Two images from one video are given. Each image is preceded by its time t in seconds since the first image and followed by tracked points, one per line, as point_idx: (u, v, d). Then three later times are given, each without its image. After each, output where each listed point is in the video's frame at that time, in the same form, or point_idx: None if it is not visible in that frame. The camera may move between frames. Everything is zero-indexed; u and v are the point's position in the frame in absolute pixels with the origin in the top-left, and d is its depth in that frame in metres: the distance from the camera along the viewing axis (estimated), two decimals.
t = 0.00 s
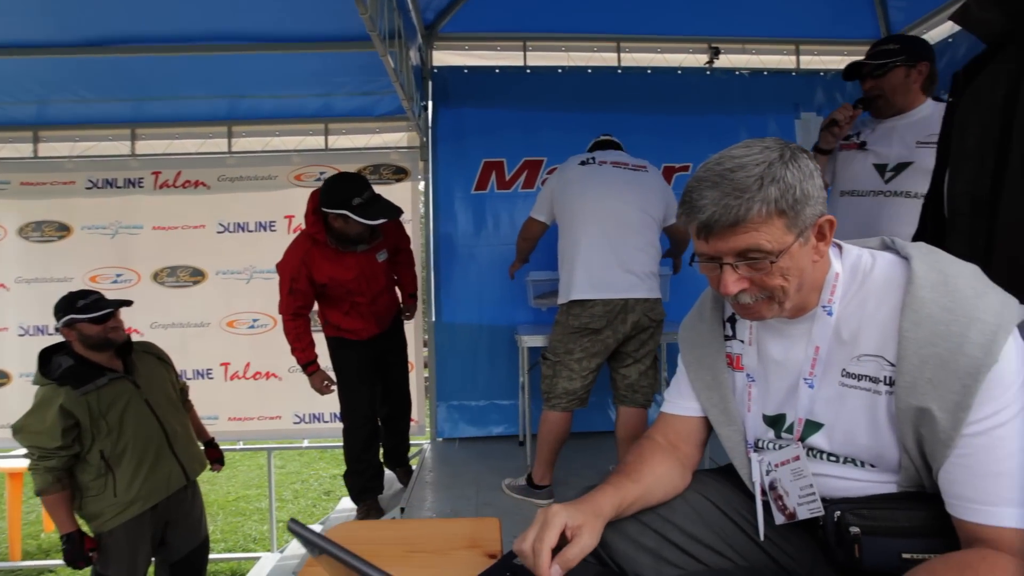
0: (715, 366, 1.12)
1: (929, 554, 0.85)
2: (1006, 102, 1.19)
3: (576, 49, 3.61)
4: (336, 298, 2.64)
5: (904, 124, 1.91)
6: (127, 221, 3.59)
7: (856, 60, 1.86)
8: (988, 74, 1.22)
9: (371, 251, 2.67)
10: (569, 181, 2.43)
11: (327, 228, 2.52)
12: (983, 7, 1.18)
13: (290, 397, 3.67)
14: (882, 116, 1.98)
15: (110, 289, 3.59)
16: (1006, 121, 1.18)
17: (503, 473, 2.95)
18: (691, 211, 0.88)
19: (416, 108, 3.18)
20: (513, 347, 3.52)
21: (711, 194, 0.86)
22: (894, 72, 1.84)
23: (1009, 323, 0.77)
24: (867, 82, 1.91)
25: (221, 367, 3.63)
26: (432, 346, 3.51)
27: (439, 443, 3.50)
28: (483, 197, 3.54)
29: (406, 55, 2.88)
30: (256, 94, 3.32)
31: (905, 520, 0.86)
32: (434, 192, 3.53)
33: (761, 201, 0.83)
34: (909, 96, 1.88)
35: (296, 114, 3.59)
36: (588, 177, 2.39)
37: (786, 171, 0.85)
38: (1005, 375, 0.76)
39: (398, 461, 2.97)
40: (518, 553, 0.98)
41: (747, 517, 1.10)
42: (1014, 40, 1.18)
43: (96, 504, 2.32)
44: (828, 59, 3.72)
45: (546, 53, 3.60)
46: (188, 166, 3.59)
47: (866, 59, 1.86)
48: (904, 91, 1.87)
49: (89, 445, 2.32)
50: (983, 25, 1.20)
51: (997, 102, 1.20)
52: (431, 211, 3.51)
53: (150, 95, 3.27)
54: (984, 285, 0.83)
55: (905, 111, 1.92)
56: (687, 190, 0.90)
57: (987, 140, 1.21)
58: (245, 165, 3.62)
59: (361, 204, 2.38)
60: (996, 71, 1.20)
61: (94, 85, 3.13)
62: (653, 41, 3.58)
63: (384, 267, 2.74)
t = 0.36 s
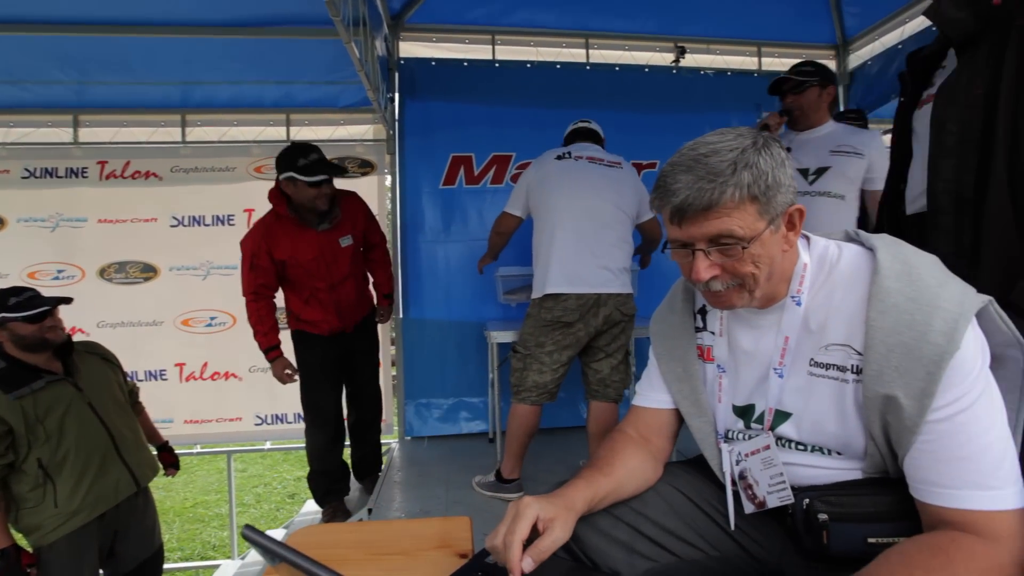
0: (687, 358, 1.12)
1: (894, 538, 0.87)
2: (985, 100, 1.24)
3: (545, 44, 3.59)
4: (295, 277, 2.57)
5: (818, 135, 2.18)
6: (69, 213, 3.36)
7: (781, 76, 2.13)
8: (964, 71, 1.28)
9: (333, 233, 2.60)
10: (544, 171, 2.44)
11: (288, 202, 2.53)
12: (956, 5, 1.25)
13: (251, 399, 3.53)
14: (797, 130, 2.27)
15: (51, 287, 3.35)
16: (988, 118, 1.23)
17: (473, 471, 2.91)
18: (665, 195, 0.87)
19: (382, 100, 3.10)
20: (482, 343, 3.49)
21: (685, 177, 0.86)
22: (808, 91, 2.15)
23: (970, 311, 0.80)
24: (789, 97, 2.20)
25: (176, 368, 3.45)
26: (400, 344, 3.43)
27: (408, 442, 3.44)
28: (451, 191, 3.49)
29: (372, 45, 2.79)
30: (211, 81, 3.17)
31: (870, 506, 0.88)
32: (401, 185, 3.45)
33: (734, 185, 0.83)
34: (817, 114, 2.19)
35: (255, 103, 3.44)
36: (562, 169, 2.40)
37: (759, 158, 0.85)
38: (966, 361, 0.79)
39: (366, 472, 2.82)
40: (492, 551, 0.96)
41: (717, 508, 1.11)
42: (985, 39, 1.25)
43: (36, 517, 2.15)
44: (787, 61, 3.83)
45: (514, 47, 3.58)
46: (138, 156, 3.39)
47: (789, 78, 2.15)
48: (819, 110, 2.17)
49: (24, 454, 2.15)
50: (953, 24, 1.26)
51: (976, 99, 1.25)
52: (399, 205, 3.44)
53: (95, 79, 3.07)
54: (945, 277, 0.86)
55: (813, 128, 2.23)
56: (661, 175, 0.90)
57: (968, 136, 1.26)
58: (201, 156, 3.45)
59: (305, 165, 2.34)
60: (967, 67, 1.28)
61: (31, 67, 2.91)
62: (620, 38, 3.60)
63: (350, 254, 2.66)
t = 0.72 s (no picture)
0: (672, 357, 1.12)
1: (877, 534, 0.88)
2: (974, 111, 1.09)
3: (529, 43, 3.58)
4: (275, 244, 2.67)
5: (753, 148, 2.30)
6: (35, 208, 3.23)
7: (724, 93, 2.35)
8: (948, 85, 1.12)
9: (317, 210, 2.69)
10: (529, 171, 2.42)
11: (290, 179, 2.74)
12: (934, 18, 1.13)
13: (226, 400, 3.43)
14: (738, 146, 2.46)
15: (15, 284, 3.22)
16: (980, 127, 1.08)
17: (456, 472, 2.89)
18: (655, 199, 0.87)
19: (365, 96, 3.06)
20: (465, 343, 3.46)
21: (675, 181, 0.85)
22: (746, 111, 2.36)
23: (952, 310, 0.81)
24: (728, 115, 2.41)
25: (148, 368, 3.34)
26: (381, 344, 3.39)
27: (389, 442, 3.39)
28: (434, 189, 3.45)
29: (354, 39, 2.75)
30: (186, 73, 3.08)
31: (853, 502, 0.89)
32: (383, 183, 3.40)
33: (724, 188, 0.83)
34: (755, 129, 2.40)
35: (233, 97, 3.35)
36: (545, 170, 2.39)
37: (748, 160, 0.85)
38: (948, 360, 0.80)
39: (346, 474, 2.79)
40: (479, 555, 0.95)
41: (703, 505, 1.11)
42: (962, 53, 1.11)
43: None
44: (767, 65, 3.89)
45: (498, 45, 3.56)
46: (109, 149, 3.28)
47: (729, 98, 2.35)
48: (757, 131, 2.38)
49: None
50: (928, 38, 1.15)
51: (965, 109, 1.10)
52: (381, 202, 3.39)
53: (63, 68, 2.95)
54: (926, 276, 0.87)
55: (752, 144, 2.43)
56: (649, 178, 0.89)
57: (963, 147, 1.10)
58: (175, 150, 3.35)
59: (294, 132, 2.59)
60: (947, 80, 1.12)
61: None
62: (604, 39, 3.61)
63: (333, 237, 2.70)
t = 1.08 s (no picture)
0: (667, 351, 1.13)
1: (868, 527, 0.89)
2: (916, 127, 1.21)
3: (524, 36, 3.55)
4: (280, 224, 2.71)
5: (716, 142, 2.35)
6: (19, 198, 3.17)
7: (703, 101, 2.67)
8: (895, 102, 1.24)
9: (328, 195, 2.77)
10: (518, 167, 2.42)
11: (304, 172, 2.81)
12: (887, 39, 1.22)
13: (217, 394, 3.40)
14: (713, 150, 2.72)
15: None
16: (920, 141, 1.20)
17: (449, 466, 2.89)
18: (652, 199, 0.87)
19: (358, 88, 3.02)
20: (458, 337, 3.45)
21: (672, 181, 0.85)
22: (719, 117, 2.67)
23: (945, 306, 0.82)
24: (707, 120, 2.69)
25: (138, 362, 3.31)
26: (374, 338, 3.37)
27: (383, 436, 3.38)
28: (428, 182, 3.43)
29: (347, 29, 2.71)
30: (175, 62, 3.02)
31: (846, 496, 0.90)
32: (376, 176, 3.37)
33: (723, 188, 0.83)
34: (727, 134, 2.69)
35: (223, 87, 3.30)
36: (535, 167, 2.38)
37: (746, 158, 0.85)
38: (940, 354, 0.81)
39: (340, 467, 2.80)
40: (476, 553, 0.94)
41: (697, 498, 1.12)
42: (910, 72, 1.23)
43: None
44: (762, 61, 3.89)
45: (493, 37, 3.53)
46: (96, 139, 3.22)
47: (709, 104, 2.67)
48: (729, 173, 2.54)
49: None
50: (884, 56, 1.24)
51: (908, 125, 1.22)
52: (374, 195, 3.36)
53: (47, 55, 2.88)
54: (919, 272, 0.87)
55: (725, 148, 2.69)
56: (647, 176, 0.88)
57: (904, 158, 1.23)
58: (164, 140, 3.29)
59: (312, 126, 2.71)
60: (897, 96, 1.25)
61: None
62: (600, 32, 3.59)
63: (339, 223, 2.76)
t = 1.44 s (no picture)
0: (666, 350, 1.13)
1: (862, 524, 0.90)
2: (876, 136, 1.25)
3: (524, 32, 3.54)
4: (280, 222, 2.77)
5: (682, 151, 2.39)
6: (17, 193, 3.16)
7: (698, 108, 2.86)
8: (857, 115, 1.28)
9: (329, 197, 2.79)
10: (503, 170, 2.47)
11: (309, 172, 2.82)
12: (843, 56, 1.25)
13: (217, 389, 3.41)
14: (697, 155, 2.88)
15: None
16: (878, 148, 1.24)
17: (448, 462, 2.90)
18: (649, 201, 0.87)
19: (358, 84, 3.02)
20: (457, 334, 3.46)
21: (669, 183, 0.86)
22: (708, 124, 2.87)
23: (937, 307, 0.83)
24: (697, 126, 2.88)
25: (137, 358, 3.31)
26: (373, 335, 3.38)
27: (382, 433, 3.39)
28: (427, 178, 3.43)
29: (346, 24, 2.70)
30: (174, 56, 3.01)
31: (840, 493, 0.91)
32: (375, 172, 3.37)
33: (720, 191, 0.84)
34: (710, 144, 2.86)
35: (223, 82, 3.29)
36: (528, 164, 2.38)
37: (743, 160, 0.85)
38: (932, 354, 0.82)
39: (338, 464, 2.81)
40: (474, 549, 0.95)
41: (694, 495, 1.13)
42: (870, 83, 1.26)
43: (15, 481, 2.08)
44: (762, 59, 3.89)
45: (493, 33, 3.52)
46: (95, 133, 3.21)
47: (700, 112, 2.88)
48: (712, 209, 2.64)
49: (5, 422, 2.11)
50: (842, 72, 1.27)
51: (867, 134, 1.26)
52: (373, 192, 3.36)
53: (45, 48, 2.87)
54: (913, 273, 0.88)
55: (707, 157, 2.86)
56: (644, 177, 0.89)
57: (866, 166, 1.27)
58: (163, 135, 3.29)
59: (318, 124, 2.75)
60: (860, 107, 1.28)
61: None
62: (600, 28, 3.58)
63: (339, 223, 2.79)
